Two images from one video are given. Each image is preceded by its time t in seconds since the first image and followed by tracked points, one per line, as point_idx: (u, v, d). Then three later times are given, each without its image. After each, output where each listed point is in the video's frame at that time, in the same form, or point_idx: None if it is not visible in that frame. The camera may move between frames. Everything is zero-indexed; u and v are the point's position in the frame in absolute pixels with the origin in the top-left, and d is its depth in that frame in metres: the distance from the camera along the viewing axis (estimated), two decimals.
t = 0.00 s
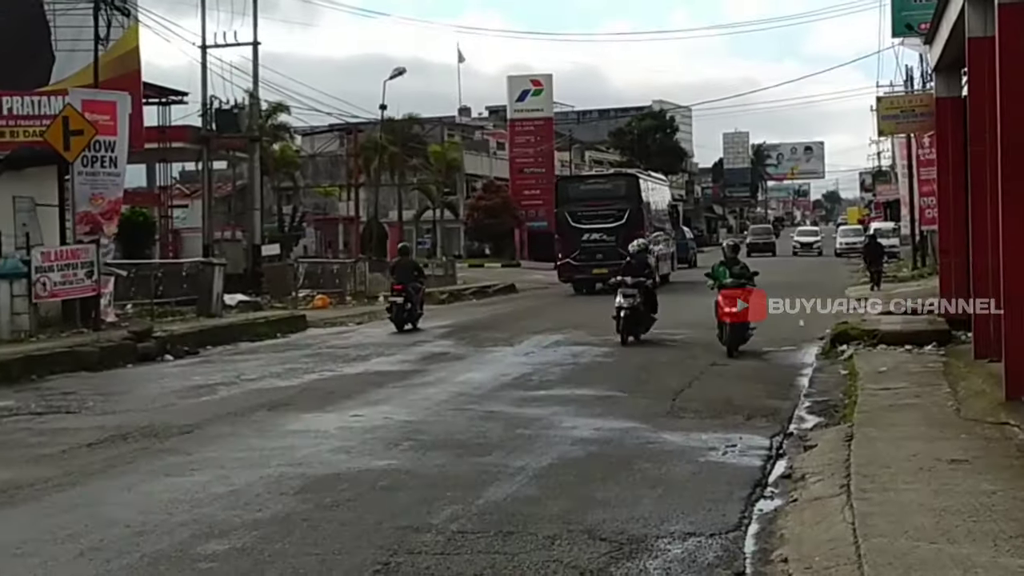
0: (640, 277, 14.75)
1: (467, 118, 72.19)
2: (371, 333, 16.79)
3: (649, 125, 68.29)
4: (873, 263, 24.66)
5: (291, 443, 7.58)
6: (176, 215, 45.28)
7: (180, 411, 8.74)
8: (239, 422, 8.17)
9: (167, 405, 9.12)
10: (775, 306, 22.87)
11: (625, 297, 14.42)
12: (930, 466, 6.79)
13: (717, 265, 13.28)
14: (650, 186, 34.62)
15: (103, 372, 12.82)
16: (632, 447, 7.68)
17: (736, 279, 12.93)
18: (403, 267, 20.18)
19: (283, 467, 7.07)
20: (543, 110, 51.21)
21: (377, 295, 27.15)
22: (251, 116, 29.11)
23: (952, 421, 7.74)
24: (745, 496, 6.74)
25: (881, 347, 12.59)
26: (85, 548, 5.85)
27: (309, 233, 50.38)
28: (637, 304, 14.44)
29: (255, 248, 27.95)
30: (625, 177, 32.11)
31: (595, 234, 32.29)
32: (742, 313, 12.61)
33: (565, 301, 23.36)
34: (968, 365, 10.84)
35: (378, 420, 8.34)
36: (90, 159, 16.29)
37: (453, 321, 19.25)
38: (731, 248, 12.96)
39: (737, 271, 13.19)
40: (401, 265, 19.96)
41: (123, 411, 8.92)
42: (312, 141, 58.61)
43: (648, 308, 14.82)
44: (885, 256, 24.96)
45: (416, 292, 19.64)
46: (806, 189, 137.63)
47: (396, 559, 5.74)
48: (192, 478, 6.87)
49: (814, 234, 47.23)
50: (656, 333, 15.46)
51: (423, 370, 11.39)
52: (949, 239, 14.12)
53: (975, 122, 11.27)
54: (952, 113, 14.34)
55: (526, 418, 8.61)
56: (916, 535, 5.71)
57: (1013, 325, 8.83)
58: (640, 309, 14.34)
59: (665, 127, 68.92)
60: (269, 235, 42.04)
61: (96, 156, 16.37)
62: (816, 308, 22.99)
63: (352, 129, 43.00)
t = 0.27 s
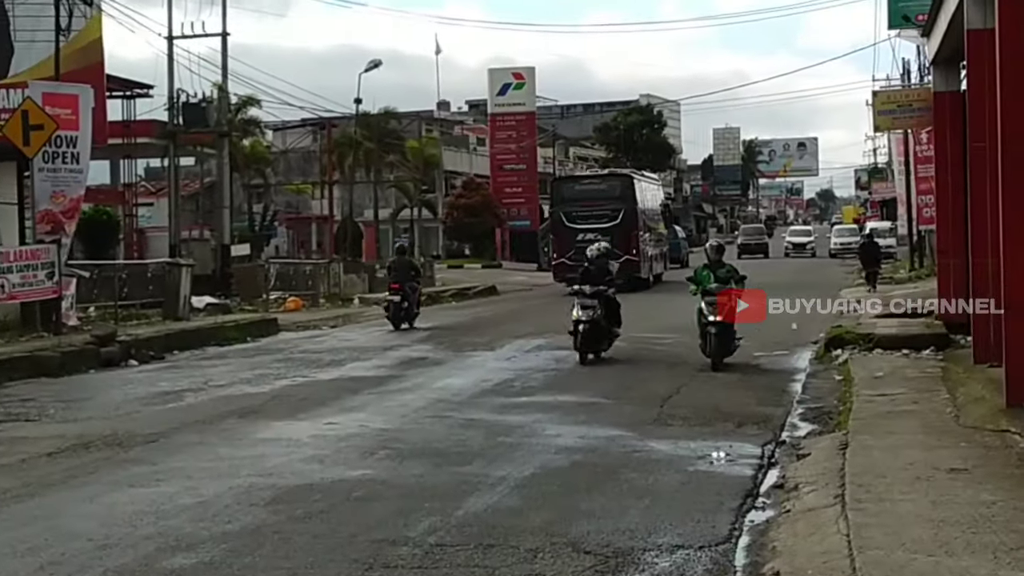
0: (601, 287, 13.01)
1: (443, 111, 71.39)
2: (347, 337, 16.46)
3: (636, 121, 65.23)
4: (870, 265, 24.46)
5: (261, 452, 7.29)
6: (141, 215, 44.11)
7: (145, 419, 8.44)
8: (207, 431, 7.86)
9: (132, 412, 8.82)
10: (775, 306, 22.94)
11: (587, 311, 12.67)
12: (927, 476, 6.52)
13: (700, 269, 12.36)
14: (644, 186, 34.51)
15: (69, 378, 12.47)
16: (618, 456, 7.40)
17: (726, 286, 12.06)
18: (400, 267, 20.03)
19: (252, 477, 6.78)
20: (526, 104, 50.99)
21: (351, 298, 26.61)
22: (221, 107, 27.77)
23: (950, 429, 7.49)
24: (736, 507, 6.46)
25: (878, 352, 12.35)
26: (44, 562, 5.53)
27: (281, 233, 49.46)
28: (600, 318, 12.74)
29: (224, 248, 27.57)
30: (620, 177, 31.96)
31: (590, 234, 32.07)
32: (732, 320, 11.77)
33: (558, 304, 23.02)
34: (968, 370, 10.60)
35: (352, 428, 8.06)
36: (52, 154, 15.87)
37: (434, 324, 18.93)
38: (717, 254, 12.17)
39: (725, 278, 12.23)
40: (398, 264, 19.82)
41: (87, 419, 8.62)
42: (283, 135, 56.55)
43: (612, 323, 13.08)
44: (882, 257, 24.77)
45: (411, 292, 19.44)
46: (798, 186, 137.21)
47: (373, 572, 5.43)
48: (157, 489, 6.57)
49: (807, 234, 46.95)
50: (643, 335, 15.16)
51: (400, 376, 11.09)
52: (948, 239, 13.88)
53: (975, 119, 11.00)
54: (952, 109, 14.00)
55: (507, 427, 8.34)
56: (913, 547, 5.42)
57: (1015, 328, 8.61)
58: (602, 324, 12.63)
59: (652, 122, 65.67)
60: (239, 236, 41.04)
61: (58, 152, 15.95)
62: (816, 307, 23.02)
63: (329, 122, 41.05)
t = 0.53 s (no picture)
0: (559, 296, 11.45)
1: (429, 111, 71.06)
2: (332, 342, 16.31)
3: (625, 121, 64.30)
4: (862, 268, 24.45)
5: (242, 460, 7.18)
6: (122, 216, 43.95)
7: (126, 426, 8.33)
8: (187, 438, 7.75)
9: (112, 419, 8.72)
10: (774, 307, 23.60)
11: (544, 325, 11.14)
12: (920, 482, 6.42)
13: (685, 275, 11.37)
14: (640, 190, 34.72)
15: (49, 383, 12.35)
16: (607, 463, 7.29)
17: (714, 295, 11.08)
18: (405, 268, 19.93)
19: (234, 485, 6.66)
20: (512, 105, 50.92)
21: (336, 301, 26.61)
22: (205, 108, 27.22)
23: (944, 435, 7.39)
24: (726, 514, 6.36)
25: (870, 357, 12.26)
26: (22, 570, 5.39)
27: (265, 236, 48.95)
28: (560, 332, 11.22)
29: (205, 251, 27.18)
30: (617, 181, 32.11)
31: (588, 237, 32.16)
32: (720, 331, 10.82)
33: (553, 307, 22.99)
34: (962, 375, 10.52)
35: (336, 435, 7.95)
36: (30, 154, 15.77)
37: (420, 328, 18.79)
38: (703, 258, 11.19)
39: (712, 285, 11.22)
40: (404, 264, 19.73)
41: (66, 425, 8.51)
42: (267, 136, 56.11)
43: (572, 337, 11.59)
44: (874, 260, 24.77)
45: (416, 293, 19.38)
46: (790, 188, 137.15)
47: None
48: (137, 496, 6.44)
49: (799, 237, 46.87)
50: (632, 340, 15.05)
51: (385, 381, 10.97)
52: (941, 241, 13.79)
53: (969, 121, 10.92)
54: (946, 109, 13.92)
55: (493, 433, 8.23)
56: (906, 555, 5.31)
57: (1010, 331, 8.51)
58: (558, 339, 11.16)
59: (642, 123, 64.77)
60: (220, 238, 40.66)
61: (36, 153, 15.84)
62: (817, 308, 23.67)
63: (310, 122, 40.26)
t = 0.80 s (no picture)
0: (514, 310, 9.55)
1: (420, 110, 70.66)
2: (319, 344, 16.14)
3: (619, 120, 63.98)
4: (858, 268, 24.27)
5: (229, 464, 7.05)
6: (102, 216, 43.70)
7: (108, 431, 8.21)
8: (170, 443, 7.63)
9: (95, 424, 8.59)
10: (774, 307, 23.68)
11: (498, 348, 9.39)
12: (922, 489, 6.27)
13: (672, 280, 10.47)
14: (641, 189, 34.70)
15: (30, 386, 12.22)
16: (600, 468, 7.14)
17: (704, 302, 10.17)
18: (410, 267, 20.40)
19: (218, 491, 6.50)
20: (505, 102, 48.91)
21: (322, 302, 26.53)
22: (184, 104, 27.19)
23: (945, 440, 7.24)
24: (722, 521, 6.20)
25: (869, 360, 12.11)
26: None
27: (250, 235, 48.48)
28: (516, 353, 9.48)
29: (189, 252, 26.80)
30: (618, 182, 31.99)
31: (589, 237, 32.23)
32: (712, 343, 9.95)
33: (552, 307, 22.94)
34: (962, 378, 10.37)
35: (323, 440, 7.80)
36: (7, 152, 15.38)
37: (409, 331, 18.60)
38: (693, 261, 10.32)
39: (699, 291, 10.33)
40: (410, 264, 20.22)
41: (46, 430, 8.38)
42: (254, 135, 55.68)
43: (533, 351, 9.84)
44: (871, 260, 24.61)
45: (422, 292, 19.78)
46: (788, 187, 136.67)
47: None
48: (118, 503, 6.28)
49: (796, 238, 46.64)
50: (626, 342, 14.89)
51: (373, 385, 10.81)
52: (942, 241, 13.65)
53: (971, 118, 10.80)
54: (947, 107, 13.77)
55: (483, 438, 8.08)
56: (906, 563, 5.16)
57: (1010, 334, 8.39)
58: (514, 364, 9.50)
59: (636, 121, 64.39)
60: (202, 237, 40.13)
61: (14, 151, 15.44)
62: (817, 308, 23.70)
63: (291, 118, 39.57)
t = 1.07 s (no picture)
0: (454, 322, 7.94)
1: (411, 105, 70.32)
2: (306, 345, 15.93)
3: (613, 114, 63.78)
4: (859, 267, 24.05)
5: (212, 468, 6.90)
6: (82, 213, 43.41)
7: (88, 434, 8.06)
8: (152, 447, 7.48)
9: (74, 426, 8.45)
10: (774, 307, 23.61)
11: (434, 367, 7.78)
12: (925, 493, 6.10)
13: (657, 285, 9.41)
14: (643, 186, 35.29)
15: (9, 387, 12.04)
16: (594, 473, 6.98)
17: (692, 309, 9.10)
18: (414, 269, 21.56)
19: (200, 496, 6.33)
20: (494, 96, 48.94)
21: (308, 302, 26.36)
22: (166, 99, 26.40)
23: (948, 443, 7.09)
24: (719, 526, 6.04)
25: (870, 362, 11.97)
26: None
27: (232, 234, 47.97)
28: (454, 374, 7.88)
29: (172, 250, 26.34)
30: (618, 181, 32.81)
31: (590, 235, 33.21)
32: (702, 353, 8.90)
33: (551, 306, 23.23)
34: (966, 380, 10.21)
35: (309, 444, 7.64)
36: None
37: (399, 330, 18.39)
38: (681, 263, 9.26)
39: (687, 297, 9.31)
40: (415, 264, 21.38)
41: (23, 432, 8.22)
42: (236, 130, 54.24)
43: (479, 373, 8.26)
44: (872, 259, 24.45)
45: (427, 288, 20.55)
46: (787, 183, 135.94)
47: None
48: (97, 509, 6.11)
49: (794, 238, 46.43)
50: (620, 343, 14.70)
51: (361, 387, 10.63)
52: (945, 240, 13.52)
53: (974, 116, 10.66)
54: (949, 104, 13.62)
55: (473, 442, 7.91)
56: (911, 570, 4.98)
57: (1013, 335, 8.24)
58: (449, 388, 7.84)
59: (630, 116, 64.01)
60: (187, 234, 39.51)
61: None
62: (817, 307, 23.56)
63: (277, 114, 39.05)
